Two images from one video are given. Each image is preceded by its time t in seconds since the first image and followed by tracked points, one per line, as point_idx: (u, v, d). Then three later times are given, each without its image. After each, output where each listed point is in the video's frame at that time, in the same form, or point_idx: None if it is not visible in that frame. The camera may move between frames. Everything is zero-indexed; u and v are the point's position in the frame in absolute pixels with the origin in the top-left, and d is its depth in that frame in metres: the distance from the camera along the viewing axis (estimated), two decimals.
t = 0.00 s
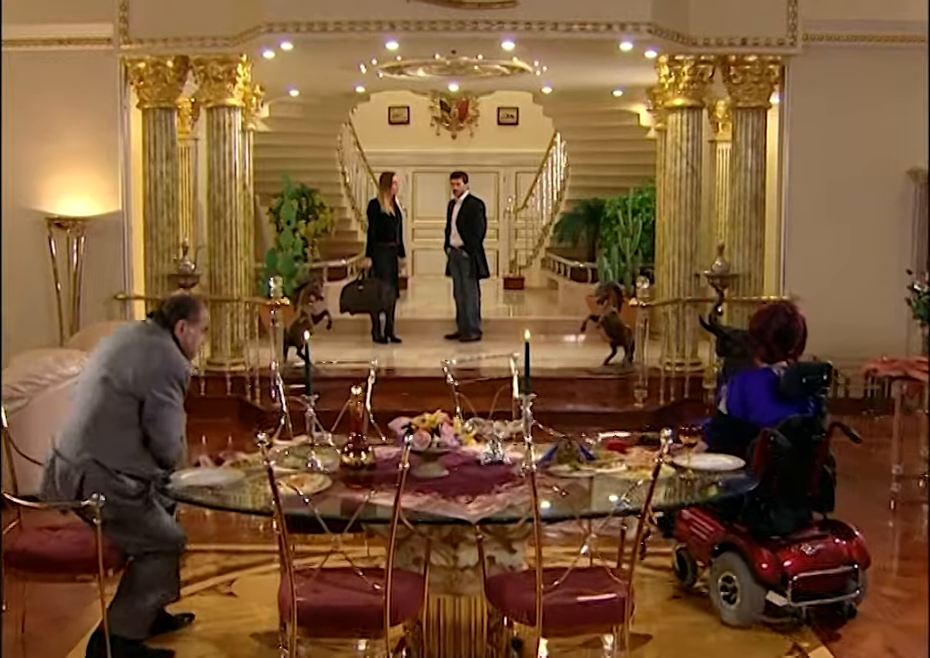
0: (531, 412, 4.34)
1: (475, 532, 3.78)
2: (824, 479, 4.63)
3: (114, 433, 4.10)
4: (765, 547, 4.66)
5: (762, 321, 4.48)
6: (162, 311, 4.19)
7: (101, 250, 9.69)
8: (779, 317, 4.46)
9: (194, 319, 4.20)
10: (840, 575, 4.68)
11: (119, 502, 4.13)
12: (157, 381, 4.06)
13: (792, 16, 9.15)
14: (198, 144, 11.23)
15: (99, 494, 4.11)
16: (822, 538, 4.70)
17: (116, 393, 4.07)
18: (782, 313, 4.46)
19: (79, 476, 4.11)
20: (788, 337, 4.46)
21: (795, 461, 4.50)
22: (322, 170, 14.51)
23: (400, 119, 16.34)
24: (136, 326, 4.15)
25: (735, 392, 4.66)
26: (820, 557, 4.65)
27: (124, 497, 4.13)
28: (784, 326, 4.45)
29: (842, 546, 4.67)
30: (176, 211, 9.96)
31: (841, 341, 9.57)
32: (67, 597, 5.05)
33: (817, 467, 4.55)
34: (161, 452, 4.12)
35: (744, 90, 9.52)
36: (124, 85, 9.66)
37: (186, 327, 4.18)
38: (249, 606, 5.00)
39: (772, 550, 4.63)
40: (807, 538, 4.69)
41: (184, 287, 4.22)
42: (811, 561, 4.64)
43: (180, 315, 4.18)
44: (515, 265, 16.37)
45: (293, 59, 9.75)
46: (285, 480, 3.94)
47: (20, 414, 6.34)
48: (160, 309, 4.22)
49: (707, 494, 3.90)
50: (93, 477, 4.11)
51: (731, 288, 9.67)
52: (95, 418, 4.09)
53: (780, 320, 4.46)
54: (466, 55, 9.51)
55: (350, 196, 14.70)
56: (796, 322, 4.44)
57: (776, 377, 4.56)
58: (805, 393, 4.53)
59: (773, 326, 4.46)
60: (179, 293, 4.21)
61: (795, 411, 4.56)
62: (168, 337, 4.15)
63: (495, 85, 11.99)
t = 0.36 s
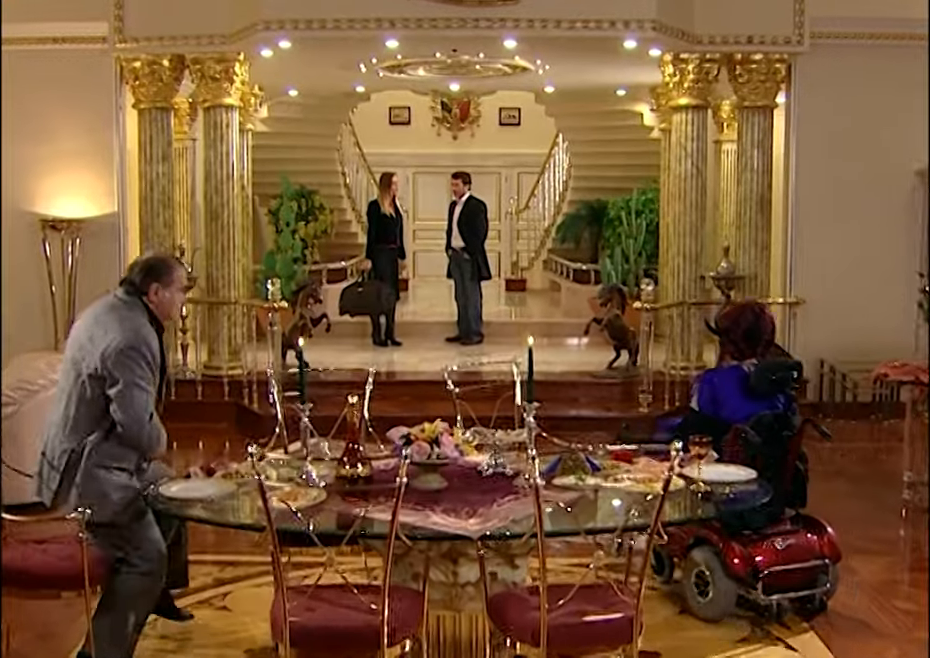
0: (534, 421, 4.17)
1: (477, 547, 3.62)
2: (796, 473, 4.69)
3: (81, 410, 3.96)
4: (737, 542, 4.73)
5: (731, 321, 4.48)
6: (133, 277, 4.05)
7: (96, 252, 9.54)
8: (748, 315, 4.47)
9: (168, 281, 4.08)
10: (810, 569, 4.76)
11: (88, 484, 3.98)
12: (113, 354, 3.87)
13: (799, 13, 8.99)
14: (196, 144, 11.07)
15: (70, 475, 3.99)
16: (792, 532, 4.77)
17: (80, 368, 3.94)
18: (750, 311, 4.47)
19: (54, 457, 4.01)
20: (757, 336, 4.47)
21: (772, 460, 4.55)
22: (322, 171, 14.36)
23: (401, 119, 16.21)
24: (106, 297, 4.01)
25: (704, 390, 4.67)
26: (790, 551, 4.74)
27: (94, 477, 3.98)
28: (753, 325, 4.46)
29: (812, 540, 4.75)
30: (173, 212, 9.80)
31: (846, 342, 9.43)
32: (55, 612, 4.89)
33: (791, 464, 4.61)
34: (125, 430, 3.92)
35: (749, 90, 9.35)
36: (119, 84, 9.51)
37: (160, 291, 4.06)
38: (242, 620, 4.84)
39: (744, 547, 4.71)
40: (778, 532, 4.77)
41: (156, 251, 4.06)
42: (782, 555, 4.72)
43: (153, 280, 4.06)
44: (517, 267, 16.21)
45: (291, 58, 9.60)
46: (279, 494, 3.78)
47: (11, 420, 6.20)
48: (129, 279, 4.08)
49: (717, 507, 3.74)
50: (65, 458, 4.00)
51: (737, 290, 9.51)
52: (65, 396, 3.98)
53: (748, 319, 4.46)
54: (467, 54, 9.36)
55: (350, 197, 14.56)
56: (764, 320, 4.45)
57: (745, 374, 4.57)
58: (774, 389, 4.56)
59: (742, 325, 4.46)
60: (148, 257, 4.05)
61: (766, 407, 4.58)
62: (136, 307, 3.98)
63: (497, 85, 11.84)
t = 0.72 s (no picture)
0: (541, 432, 3.99)
1: (479, 567, 3.43)
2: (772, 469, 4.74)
3: (83, 403, 3.88)
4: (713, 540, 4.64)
5: (707, 322, 4.49)
6: (114, 264, 3.94)
7: (93, 254, 9.35)
8: (722, 317, 4.48)
9: (149, 264, 3.95)
10: (785, 566, 4.63)
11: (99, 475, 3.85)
12: (101, 340, 3.80)
13: (809, 9, 8.78)
14: (195, 145, 10.92)
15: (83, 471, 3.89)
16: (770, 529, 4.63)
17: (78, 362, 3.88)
18: (725, 313, 4.48)
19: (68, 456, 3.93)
20: (732, 337, 4.48)
21: (747, 457, 4.60)
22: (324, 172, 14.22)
23: (403, 120, 16.06)
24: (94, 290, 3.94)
25: (680, 387, 4.72)
26: (766, 547, 4.61)
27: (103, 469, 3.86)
28: (727, 326, 4.47)
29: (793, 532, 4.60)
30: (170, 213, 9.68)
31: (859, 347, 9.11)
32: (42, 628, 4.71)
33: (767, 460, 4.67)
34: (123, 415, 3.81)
35: (758, 88, 9.19)
36: (116, 83, 9.32)
37: (143, 274, 3.93)
38: (236, 638, 4.66)
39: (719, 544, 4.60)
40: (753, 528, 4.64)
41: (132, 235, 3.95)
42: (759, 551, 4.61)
43: (133, 264, 3.93)
44: (521, 269, 16.11)
45: (290, 57, 9.42)
46: (272, 510, 3.59)
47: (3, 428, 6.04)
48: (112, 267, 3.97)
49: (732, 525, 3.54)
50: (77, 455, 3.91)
51: (746, 293, 9.32)
52: (69, 393, 3.93)
53: (723, 321, 4.47)
54: (470, 52, 9.19)
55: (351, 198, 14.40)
56: (739, 321, 4.46)
57: (719, 373, 4.61)
58: (748, 388, 4.59)
59: (717, 327, 4.48)
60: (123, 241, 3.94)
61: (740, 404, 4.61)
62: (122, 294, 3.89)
63: (500, 85, 11.67)
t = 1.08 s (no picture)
0: (546, 447, 3.78)
1: (481, 590, 3.23)
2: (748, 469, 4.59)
3: (99, 382, 3.78)
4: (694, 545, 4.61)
5: (684, 322, 4.31)
6: (108, 239, 3.77)
7: (86, 257, 9.14)
8: (698, 317, 4.30)
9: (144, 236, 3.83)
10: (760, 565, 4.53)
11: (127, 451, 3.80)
12: (118, 315, 3.71)
13: (819, 6, 8.59)
14: (191, 146, 10.73)
15: (107, 450, 3.81)
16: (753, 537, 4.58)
17: (90, 342, 3.76)
18: (702, 313, 4.29)
19: (84, 437, 3.83)
20: (708, 338, 4.30)
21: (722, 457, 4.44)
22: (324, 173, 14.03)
23: (404, 120, 15.86)
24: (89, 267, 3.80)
25: (656, 387, 4.59)
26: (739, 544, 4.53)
27: (130, 444, 3.80)
28: (704, 327, 4.29)
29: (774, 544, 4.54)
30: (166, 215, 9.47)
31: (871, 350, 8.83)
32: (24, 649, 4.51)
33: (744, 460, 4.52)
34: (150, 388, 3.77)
35: (766, 86, 8.96)
36: (109, 81, 9.13)
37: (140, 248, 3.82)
38: None
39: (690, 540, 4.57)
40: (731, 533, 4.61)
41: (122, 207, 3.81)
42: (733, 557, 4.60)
43: (129, 238, 3.78)
44: (523, 271, 15.74)
45: (287, 55, 9.23)
46: (261, 530, 3.39)
47: None
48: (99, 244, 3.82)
49: (750, 546, 3.34)
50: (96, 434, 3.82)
51: (755, 296, 9.10)
52: (78, 373, 3.80)
53: (700, 321, 4.29)
54: (472, 50, 9.00)
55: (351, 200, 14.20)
56: (716, 322, 4.28)
57: (694, 372, 4.47)
58: (723, 388, 4.43)
59: (693, 327, 4.29)
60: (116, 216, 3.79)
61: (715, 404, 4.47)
62: (124, 267, 3.76)
63: (502, 84, 11.48)
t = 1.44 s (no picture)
0: (553, 463, 3.57)
1: (484, 621, 3.01)
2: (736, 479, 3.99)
3: (124, 391, 3.60)
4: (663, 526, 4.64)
5: (663, 321, 3.89)
6: (125, 244, 3.65)
7: (81, 260, 8.93)
8: (679, 314, 3.88)
9: (162, 243, 3.70)
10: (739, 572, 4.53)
11: (153, 462, 3.63)
12: (147, 322, 3.55)
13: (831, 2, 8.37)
14: (189, 146, 10.52)
15: (131, 464, 3.62)
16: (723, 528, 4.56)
17: (115, 350, 3.60)
18: (682, 312, 3.87)
19: (107, 448, 3.63)
20: (688, 339, 3.88)
21: (697, 460, 3.93)
22: (325, 174, 13.85)
23: (406, 121, 15.65)
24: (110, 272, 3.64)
25: (635, 387, 4.06)
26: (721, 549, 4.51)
27: (156, 455, 3.62)
28: (683, 328, 3.87)
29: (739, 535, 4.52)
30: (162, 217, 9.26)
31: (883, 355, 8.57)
32: None
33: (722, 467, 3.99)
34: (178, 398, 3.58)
35: (777, 84, 8.73)
36: (104, 81, 8.91)
37: (158, 255, 3.69)
38: None
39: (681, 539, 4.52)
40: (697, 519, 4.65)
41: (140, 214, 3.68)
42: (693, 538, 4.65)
43: (146, 244, 3.67)
44: (528, 273, 15.58)
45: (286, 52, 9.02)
46: (249, 554, 3.18)
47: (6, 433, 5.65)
48: (116, 249, 3.69)
49: (771, 572, 3.12)
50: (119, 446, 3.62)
51: (765, 300, 8.88)
52: (101, 382, 3.62)
53: (679, 319, 3.87)
54: (475, 47, 8.79)
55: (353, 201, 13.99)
56: (695, 323, 3.87)
57: (674, 372, 3.96)
58: (702, 388, 3.95)
59: (671, 327, 3.89)
60: (134, 222, 3.67)
61: (694, 404, 3.96)
62: (141, 272, 3.65)
63: (506, 83, 11.28)
